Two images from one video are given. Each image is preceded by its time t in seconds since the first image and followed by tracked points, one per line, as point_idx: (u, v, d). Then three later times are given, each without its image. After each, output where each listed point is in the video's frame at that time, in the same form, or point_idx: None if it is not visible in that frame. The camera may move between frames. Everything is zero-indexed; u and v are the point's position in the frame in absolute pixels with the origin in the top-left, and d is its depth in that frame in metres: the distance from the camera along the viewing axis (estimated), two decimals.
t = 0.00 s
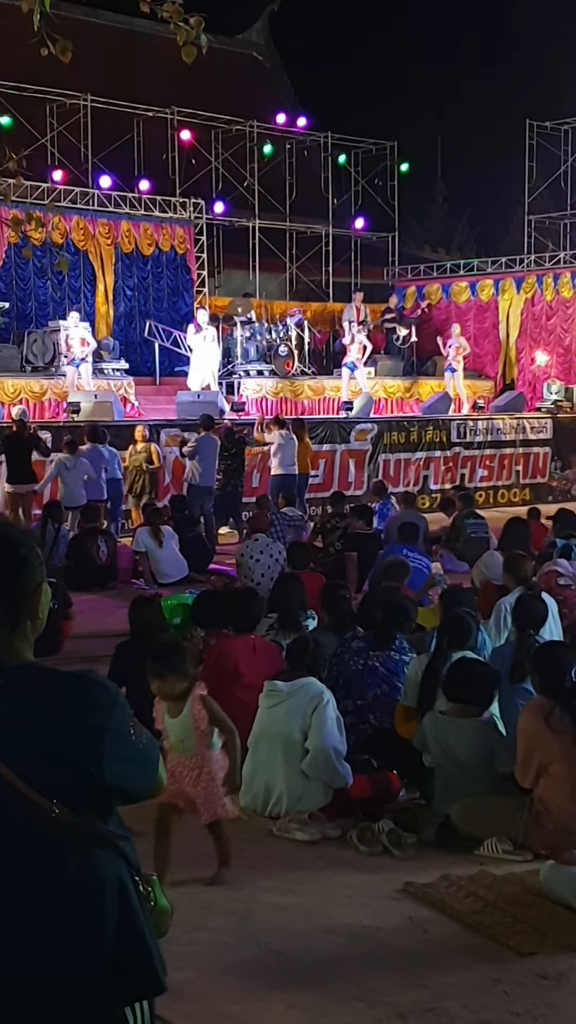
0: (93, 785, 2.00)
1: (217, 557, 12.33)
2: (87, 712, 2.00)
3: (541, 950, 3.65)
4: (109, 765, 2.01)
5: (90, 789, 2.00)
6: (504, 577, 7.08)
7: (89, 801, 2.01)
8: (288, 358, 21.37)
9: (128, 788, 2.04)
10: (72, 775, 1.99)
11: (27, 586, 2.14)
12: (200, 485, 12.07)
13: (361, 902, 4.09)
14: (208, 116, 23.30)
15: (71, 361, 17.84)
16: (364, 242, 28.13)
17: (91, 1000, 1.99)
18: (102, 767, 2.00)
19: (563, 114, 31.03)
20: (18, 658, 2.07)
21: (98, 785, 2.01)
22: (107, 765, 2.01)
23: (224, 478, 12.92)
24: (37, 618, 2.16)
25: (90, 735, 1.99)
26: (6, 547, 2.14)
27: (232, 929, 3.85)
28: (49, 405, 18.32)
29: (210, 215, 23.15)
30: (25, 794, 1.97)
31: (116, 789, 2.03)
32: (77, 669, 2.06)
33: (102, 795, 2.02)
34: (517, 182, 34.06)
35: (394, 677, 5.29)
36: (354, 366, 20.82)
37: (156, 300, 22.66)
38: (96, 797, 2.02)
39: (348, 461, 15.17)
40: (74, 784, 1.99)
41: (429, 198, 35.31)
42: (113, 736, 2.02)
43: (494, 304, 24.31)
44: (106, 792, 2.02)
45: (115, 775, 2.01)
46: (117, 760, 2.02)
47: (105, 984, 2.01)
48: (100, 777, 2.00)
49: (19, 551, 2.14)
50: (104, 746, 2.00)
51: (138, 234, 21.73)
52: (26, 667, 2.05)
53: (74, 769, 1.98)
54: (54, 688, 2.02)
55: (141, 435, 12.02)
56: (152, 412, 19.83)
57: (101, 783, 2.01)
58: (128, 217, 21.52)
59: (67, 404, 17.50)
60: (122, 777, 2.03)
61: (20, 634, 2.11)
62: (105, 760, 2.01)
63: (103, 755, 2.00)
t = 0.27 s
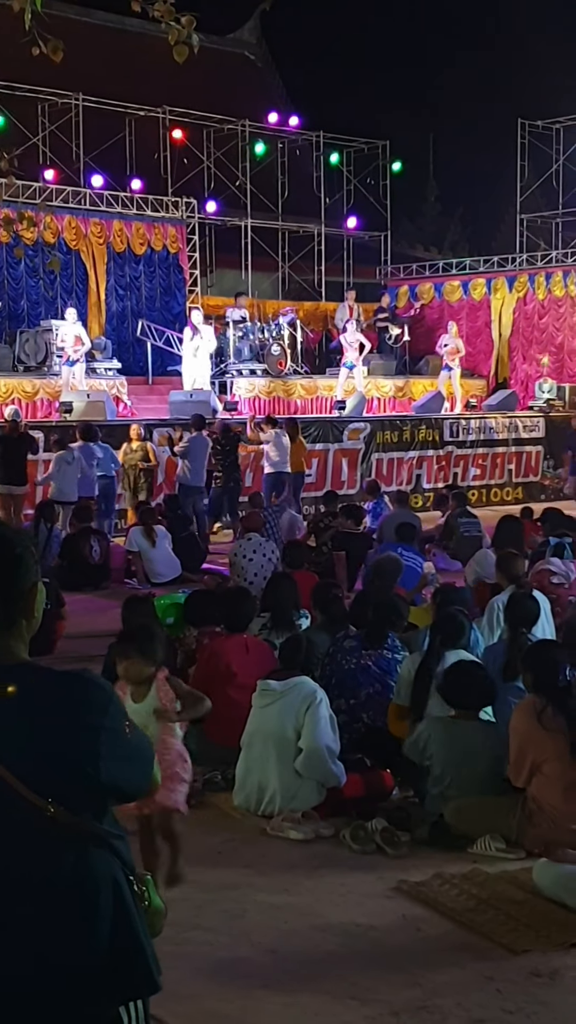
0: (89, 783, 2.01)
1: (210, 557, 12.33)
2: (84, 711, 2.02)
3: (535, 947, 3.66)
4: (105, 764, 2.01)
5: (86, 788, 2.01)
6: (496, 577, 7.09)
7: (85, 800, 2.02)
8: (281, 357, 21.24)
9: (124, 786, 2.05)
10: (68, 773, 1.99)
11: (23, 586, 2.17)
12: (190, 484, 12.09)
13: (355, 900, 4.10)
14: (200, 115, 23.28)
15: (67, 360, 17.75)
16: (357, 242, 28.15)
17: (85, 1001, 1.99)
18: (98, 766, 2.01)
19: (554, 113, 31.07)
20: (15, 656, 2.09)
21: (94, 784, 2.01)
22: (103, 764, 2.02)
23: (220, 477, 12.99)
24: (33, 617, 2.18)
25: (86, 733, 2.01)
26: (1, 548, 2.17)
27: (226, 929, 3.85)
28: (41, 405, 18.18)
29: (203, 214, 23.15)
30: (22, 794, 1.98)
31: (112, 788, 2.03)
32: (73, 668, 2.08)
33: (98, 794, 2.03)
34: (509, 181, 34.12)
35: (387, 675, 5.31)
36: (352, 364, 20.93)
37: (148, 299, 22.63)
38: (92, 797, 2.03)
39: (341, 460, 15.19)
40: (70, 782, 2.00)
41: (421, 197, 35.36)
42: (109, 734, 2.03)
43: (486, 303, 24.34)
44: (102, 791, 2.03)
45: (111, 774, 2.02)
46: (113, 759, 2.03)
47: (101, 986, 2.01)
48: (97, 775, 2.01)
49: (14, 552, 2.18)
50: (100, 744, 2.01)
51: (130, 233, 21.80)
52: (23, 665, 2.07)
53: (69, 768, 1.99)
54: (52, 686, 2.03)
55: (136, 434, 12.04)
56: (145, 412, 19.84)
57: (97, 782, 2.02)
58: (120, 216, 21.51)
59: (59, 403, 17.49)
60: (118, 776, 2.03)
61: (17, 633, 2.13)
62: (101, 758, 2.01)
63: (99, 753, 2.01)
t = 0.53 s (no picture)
0: (71, 784, 2.04)
1: (193, 556, 12.32)
2: (67, 712, 2.05)
3: (516, 945, 3.68)
4: (88, 765, 2.04)
5: (69, 789, 2.04)
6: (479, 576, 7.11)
7: (69, 799, 2.05)
8: (264, 356, 21.44)
9: (107, 787, 2.08)
10: (50, 775, 2.03)
11: (11, 585, 2.25)
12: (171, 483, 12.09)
13: (337, 898, 4.11)
14: (183, 113, 23.25)
15: (50, 358, 17.70)
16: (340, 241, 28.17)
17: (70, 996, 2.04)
18: (81, 767, 2.04)
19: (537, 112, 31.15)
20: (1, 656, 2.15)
21: (77, 784, 2.04)
22: (86, 765, 2.05)
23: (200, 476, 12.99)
24: (19, 617, 2.26)
25: (69, 734, 2.04)
26: None
27: (208, 929, 3.85)
28: (23, 404, 18.22)
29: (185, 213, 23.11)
30: (6, 795, 2.01)
31: (95, 788, 2.06)
32: (57, 668, 2.11)
33: (82, 795, 2.06)
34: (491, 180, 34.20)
35: (369, 674, 5.37)
36: (338, 363, 20.70)
37: (131, 298, 22.58)
38: (76, 798, 2.06)
39: (324, 459, 15.20)
40: (53, 783, 2.03)
41: (404, 197, 35.40)
42: (93, 737, 2.06)
43: (469, 302, 24.40)
44: (86, 792, 2.06)
45: (94, 775, 2.05)
46: (96, 760, 2.06)
47: (84, 981, 2.05)
48: (79, 777, 2.04)
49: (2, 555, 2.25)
50: (83, 745, 2.05)
51: (113, 231, 21.76)
52: (9, 665, 2.12)
53: (53, 770, 2.02)
54: (36, 688, 2.07)
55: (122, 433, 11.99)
56: (127, 411, 19.80)
57: (80, 783, 2.05)
58: (102, 215, 21.49)
59: (41, 402, 17.43)
60: (101, 777, 2.06)
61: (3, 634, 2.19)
62: (84, 760, 2.04)
63: (82, 754, 2.04)
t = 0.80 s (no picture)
0: (67, 782, 2.04)
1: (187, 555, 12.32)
2: (62, 710, 2.06)
3: (510, 944, 3.69)
4: (83, 764, 2.05)
5: (64, 787, 2.04)
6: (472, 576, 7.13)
7: (65, 798, 2.05)
8: (257, 355, 21.34)
9: (103, 785, 2.08)
10: (46, 775, 2.04)
11: (6, 581, 2.25)
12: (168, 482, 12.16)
13: (331, 897, 4.12)
14: (176, 112, 23.21)
15: (41, 358, 17.73)
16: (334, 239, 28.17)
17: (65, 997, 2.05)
18: (76, 765, 2.04)
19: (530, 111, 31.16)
20: None
21: (73, 783, 2.05)
22: (81, 763, 2.05)
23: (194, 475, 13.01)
24: (12, 614, 2.28)
25: (64, 733, 2.04)
26: None
27: (202, 927, 3.85)
28: (17, 403, 18.46)
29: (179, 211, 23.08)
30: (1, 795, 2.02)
31: (90, 787, 2.06)
32: (52, 666, 2.12)
33: (78, 793, 2.07)
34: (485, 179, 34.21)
35: (362, 672, 5.36)
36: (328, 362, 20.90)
37: (124, 296, 22.55)
38: (72, 797, 2.07)
39: (318, 457, 15.22)
40: (48, 782, 2.04)
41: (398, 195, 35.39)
42: (87, 735, 2.07)
43: (463, 301, 24.41)
44: (82, 791, 2.06)
45: (89, 772, 2.05)
46: (91, 758, 2.06)
47: (79, 980, 2.06)
48: (74, 775, 2.05)
49: None
50: (78, 743, 2.05)
51: (106, 230, 21.70)
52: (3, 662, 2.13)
53: (49, 767, 2.03)
54: (30, 686, 2.08)
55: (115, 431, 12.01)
56: (121, 410, 19.78)
57: (76, 782, 2.05)
58: (96, 214, 21.49)
59: (34, 401, 17.40)
60: (97, 775, 2.06)
61: None
62: (79, 759, 2.05)
63: (76, 753, 2.05)
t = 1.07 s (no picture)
0: (66, 780, 2.05)
1: (186, 554, 12.32)
2: (63, 709, 2.06)
3: (510, 941, 3.70)
4: (83, 762, 2.05)
5: (64, 785, 2.05)
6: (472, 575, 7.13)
7: (64, 796, 2.05)
8: (257, 353, 21.04)
9: (104, 783, 2.08)
10: (48, 773, 2.04)
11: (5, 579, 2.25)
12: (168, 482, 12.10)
13: (331, 894, 4.12)
14: (175, 111, 23.21)
15: (39, 357, 17.77)
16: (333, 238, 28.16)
17: (66, 994, 2.05)
18: (76, 763, 2.05)
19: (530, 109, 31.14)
20: None
21: (73, 781, 2.05)
22: (81, 760, 2.05)
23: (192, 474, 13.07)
24: (13, 612, 2.27)
25: (65, 731, 2.05)
26: None
27: (202, 924, 3.86)
28: (16, 402, 18.46)
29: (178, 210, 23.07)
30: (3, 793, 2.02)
31: (91, 784, 2.07)
32: (51, 666, 2.12)
33: (77, 790, 2.07)
34: (484, 177, 34.19)
35: (362, 670, 5.37)
36: (319, 361, 20.90)
37: (124, 296, 22.56)
38: (72, 794, 2.07)
39: (317, 456, 15.22)
40: (49, 779, 2.04)
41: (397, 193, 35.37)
42: (87, 732, 2.07)
43: (462, 299, 24.41)
44: (82, 787, 2.07)
45: (89, 769, 2.06)
46: (92, 754, 2.07)
47: (81, 978, 2.06)
48: (74, 772, 2.05)
49: None
50: (78, 741, 2.05)
51: (105, 229, 21.72)
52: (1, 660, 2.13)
53: (49, 766, 2.03)
54: (30, 688, 2.08)
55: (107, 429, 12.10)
56: (120, 409, 19.75)
57: (76, 780, 2.05)
58: (95, 213, 21.51)
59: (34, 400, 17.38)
60: (97, 772, 2.07)
61: None
62: (80, 756, 2.05)
63: (77, 750, 2.05)
